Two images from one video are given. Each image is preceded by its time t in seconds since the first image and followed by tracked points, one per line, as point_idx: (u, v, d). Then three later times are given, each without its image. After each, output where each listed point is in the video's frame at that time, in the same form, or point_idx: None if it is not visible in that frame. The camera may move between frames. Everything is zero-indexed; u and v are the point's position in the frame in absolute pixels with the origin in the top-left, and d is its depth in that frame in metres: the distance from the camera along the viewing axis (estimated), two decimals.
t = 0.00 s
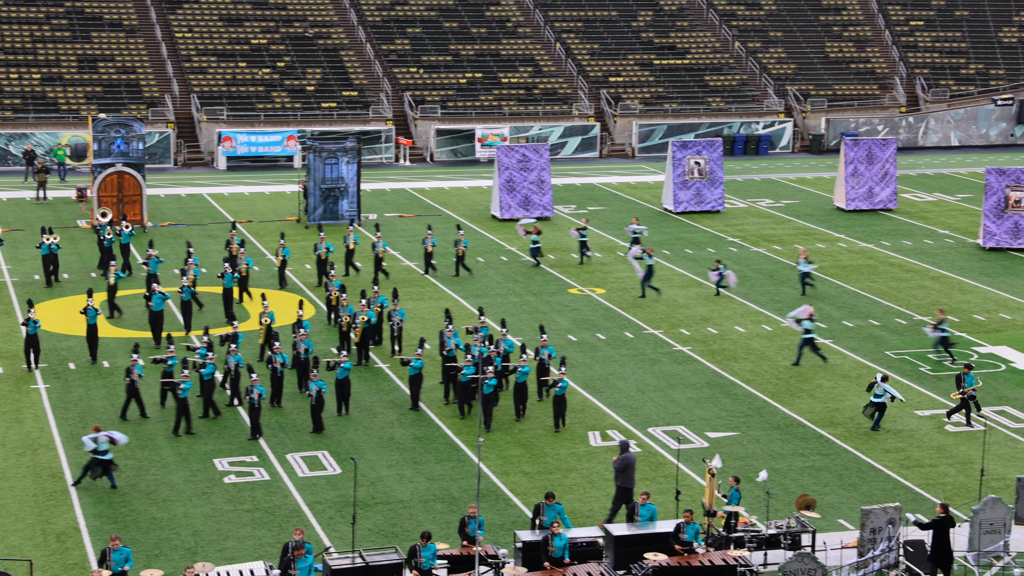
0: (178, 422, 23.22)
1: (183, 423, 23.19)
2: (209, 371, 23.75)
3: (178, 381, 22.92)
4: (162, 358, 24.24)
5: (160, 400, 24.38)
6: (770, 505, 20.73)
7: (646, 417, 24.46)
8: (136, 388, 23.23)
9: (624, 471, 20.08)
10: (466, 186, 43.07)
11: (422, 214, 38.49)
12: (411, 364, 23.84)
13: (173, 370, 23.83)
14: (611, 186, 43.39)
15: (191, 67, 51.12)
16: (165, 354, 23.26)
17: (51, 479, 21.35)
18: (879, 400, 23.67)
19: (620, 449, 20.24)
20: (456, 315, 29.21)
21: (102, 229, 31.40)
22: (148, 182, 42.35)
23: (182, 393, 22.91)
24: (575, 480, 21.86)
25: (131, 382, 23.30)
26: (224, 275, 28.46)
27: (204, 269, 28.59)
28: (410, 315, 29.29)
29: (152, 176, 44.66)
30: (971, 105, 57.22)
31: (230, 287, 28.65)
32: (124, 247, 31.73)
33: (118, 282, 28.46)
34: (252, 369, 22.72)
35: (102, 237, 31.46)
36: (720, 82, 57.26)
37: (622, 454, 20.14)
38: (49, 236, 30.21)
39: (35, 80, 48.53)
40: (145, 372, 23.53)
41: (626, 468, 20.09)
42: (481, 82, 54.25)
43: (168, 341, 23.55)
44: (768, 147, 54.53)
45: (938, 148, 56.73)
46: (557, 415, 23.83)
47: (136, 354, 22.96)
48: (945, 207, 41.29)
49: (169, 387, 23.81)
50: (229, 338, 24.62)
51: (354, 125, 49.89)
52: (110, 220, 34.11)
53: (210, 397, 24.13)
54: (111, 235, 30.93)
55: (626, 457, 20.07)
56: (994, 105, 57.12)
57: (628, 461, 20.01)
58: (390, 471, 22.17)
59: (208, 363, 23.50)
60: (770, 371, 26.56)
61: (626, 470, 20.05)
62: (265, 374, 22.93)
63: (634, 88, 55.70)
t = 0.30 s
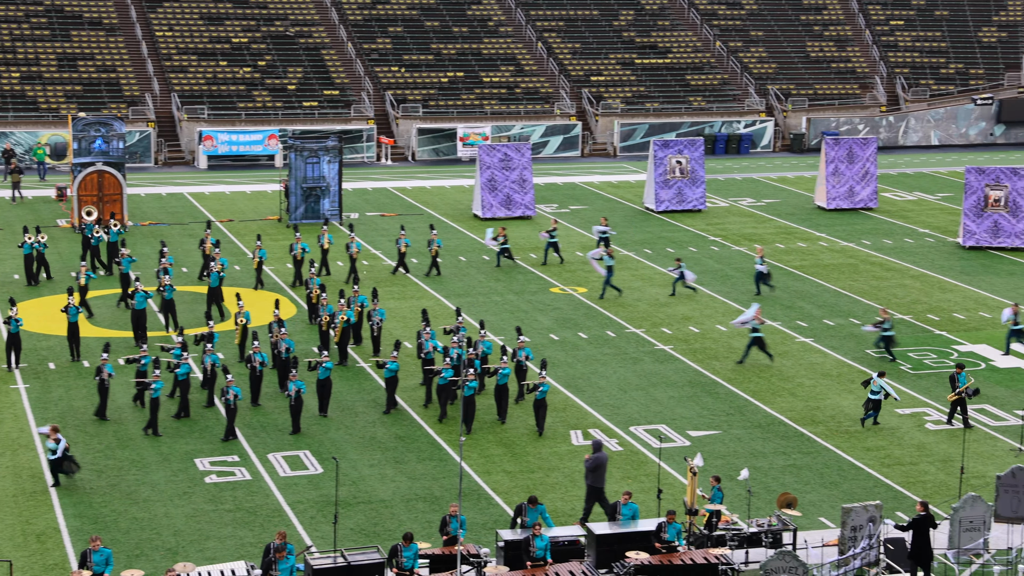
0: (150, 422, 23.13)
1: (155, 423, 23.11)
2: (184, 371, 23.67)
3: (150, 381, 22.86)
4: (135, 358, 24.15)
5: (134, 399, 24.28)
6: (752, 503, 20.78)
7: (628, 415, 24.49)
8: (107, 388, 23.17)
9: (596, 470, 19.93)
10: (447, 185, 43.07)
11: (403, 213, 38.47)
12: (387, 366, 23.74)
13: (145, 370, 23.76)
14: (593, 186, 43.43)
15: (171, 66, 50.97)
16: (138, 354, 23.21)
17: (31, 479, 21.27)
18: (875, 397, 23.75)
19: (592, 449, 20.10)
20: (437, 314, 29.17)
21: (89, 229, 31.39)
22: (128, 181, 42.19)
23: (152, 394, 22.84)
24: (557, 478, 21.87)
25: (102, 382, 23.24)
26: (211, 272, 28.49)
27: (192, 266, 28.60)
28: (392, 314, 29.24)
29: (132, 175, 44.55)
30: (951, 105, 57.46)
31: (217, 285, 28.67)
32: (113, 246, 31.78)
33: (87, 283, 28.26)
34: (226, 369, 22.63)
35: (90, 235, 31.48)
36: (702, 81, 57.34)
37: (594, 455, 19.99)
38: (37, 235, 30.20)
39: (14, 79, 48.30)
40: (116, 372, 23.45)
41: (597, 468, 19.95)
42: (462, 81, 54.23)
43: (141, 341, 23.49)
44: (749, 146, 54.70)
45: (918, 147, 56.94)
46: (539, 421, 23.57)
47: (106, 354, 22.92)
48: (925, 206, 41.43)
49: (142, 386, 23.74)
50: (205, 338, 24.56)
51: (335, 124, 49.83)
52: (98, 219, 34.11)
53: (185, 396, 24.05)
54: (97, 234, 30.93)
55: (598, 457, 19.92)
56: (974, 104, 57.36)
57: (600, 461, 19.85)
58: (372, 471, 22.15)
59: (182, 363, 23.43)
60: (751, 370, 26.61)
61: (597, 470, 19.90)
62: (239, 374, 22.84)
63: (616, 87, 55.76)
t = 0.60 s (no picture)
0: (120, 422, 23.01)
1: (127, 423, 22.99)
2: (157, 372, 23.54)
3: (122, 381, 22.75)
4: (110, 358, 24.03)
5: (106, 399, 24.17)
6: (733, 502, 20.78)
7: (610, 415, 24.49)
8: (77, 388, 23.07)
9: (567, 470, 19.94)
10: (429, 184, 43.05)
11: (384, 212, 38.45)
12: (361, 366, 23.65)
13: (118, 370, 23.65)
14: (574, 185, 43.46)
15: (151, 65, 50.86)
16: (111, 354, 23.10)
17: (10, 480, 21.18)
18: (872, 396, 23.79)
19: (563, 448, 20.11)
20: (419, 313, 29.14)
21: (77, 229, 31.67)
22: (109, 181, 42.07)
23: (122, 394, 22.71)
24: (538, 478, 21.86)
25: (73, 383, 23.14)
26: (195, 271, 28.47)
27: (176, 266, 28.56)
28: (374, 314, 29.21)
29: (112, 174, 44.47)
30: (931, 104, 57.72)
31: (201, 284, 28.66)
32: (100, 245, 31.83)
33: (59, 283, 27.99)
34: (201, 369, 22.49)
35: (78, 235, 31.72)
36: (683, 80, 57.44)
37: (565, 454, 19.98)
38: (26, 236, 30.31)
39: None
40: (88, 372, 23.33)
41: (568, 467, 19.96)
42: (443, 80, 54.24)
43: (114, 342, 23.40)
44: (730, 145, 54.84)
45: (898, 146, 57.13)
46: (518, 425, 23.36)
47: (78, 355, 22.82)
48: (905, 205, 41.58)
49: (115, 387, 23.64)
50: (181, 339, 24.47)
51: (316, 123, 49.76)
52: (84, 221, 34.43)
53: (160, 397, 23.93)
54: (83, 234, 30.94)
55: (570, 456, 19.91)
56: (953, 104, 57.63)
57: (572, 460, 19.87)
58: (354, 471, 22.11)
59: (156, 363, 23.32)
60: (732, 369, 26.65)
61: (568, 469, 19.91)
62: (214, 375, 22.69)
63: (597, 86, 55.85)
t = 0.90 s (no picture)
0: (88, 423, 22.89)
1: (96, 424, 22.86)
2: (131, 373, 23.42)
3: (94, 382, 22.63)
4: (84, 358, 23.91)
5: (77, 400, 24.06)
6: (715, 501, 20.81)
7: (592, 413, 24.51)
8: (47, 389, 22.96)
9: (541, 469, 19.80)
10: (411, 183, 43.01)
11: (366, 211, 38.40)
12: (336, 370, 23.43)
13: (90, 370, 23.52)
14: (556, 184, 43.49)
15: (132, 64, 50.72)
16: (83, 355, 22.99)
17: None
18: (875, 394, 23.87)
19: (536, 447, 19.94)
20: (401, 312, 29.12)
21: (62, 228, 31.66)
22: (89, 180, 41.93)
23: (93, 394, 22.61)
24: (520, 477, 21.86)
25: (43, 383, 23.04)
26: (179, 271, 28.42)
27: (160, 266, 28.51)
28: (356, 313, 29.18)
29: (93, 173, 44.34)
30: (911, 103, 57.97)
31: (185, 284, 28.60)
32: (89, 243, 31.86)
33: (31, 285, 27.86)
34: (177, 370, 22.36)
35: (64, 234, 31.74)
36: (664, 79, 57.51)
37: (539, 453, 19.84)
38: (16, 235, 30.67)
39: None
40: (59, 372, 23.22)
41: (543, 467, 19.83)
42: (425, 80, 54.22)
43: (87, 343, 23.26)
44: (711, 144, 54.96)
45: (878, 145, 57.39)
46: (497, 428, 23.16)
47: (47, 356, 22.71)
48: (886, 204, 41.72)
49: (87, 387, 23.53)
50: (158, 339, 24.33)
51: (298, 123, 49.67)
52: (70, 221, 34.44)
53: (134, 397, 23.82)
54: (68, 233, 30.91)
55: (543, 455, 19.78)
56: (933, 103, 57.87)
57: (546, 460, 19.71)
58: (336, 470, 22.08)
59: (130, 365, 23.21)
60: (714, 368, 26.71)
61: (543, 469, 19.79)
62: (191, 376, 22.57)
63: (579, 86, 55.91)
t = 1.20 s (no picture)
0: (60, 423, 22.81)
1: (67, 424, 22.77)
2: (106, 372, 23.34)
3: (64, 382, 22.57)
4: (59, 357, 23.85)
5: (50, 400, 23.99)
6: (698, 497, 20.83)
7: (575, 411, 24.53)
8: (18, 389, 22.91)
9: (514, 466, 19.83)
10: (393, 182, 42.97)
11: (348, 210, 38.36)
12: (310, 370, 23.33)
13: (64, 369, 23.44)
14: (538, 182, 43.50)
15: (112, 62, 50.60)
16: (55, 355, 22.96)
17: None
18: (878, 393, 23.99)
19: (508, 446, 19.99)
20: (384, 311, 29.08)
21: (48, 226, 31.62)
22: (70, 180, 41.81)
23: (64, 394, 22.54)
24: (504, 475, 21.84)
25: (14, 384, 22.99)
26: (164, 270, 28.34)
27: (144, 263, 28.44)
28: (339, 311, 29.16)
29: (74, 172, 44.22)
30: (892, 101, 58.15)
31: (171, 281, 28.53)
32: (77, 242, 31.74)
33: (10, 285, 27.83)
34: (151, 370, 22.27)
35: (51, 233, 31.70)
36: (646, 77, 57.54)
37: (511, 450, 19.90)
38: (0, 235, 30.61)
39: None
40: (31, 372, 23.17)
41: (515, 464, 19.86)
42: (407, 78, 54.16)
43: (61, 342, 23.20)
44: (694, 142, 55.03)
45: (860, 142, 57.75)
46: (479, 431, 23.00)
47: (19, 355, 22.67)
48: (867, 201, 41.83)
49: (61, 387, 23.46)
50: (135, 338, 24.23)
51: (280, 121, 49.56)
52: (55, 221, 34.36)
53: (109, 397, 23.75)
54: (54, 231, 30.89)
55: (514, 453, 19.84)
56: (914, 100, 58.03)
57: (518, 456, 19.76)
58: (319, 469, 22.06)
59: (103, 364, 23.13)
60: (697, 365, 26.75)
61: (515, 466, 19.81)
62: (166, 376, 22.49)
63: (561, 83, 55.92)
